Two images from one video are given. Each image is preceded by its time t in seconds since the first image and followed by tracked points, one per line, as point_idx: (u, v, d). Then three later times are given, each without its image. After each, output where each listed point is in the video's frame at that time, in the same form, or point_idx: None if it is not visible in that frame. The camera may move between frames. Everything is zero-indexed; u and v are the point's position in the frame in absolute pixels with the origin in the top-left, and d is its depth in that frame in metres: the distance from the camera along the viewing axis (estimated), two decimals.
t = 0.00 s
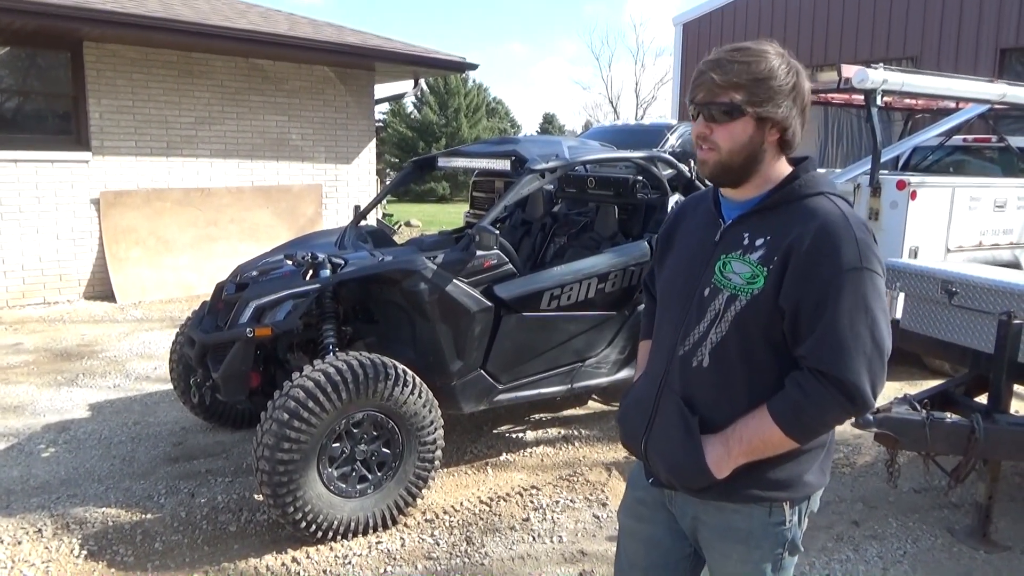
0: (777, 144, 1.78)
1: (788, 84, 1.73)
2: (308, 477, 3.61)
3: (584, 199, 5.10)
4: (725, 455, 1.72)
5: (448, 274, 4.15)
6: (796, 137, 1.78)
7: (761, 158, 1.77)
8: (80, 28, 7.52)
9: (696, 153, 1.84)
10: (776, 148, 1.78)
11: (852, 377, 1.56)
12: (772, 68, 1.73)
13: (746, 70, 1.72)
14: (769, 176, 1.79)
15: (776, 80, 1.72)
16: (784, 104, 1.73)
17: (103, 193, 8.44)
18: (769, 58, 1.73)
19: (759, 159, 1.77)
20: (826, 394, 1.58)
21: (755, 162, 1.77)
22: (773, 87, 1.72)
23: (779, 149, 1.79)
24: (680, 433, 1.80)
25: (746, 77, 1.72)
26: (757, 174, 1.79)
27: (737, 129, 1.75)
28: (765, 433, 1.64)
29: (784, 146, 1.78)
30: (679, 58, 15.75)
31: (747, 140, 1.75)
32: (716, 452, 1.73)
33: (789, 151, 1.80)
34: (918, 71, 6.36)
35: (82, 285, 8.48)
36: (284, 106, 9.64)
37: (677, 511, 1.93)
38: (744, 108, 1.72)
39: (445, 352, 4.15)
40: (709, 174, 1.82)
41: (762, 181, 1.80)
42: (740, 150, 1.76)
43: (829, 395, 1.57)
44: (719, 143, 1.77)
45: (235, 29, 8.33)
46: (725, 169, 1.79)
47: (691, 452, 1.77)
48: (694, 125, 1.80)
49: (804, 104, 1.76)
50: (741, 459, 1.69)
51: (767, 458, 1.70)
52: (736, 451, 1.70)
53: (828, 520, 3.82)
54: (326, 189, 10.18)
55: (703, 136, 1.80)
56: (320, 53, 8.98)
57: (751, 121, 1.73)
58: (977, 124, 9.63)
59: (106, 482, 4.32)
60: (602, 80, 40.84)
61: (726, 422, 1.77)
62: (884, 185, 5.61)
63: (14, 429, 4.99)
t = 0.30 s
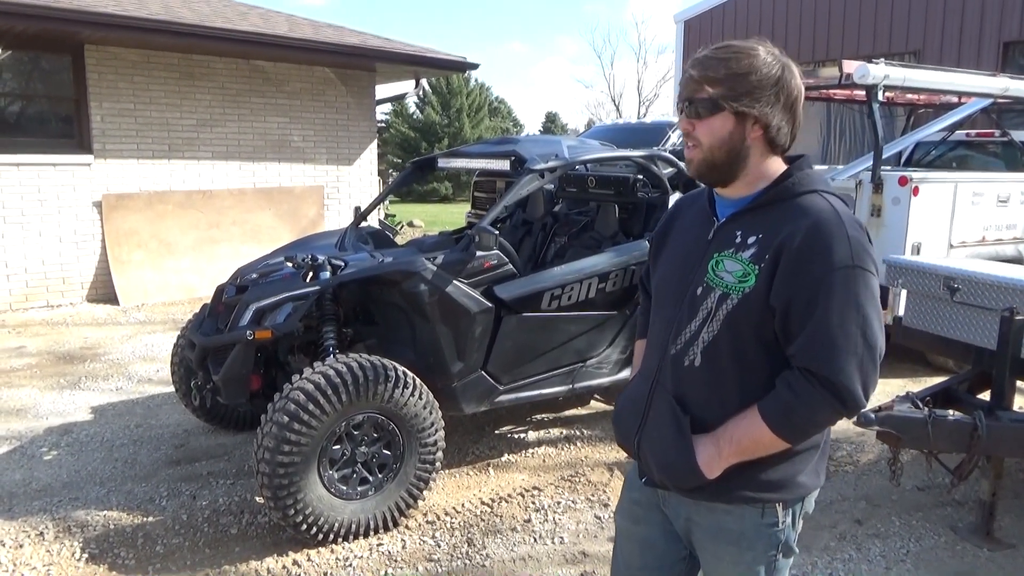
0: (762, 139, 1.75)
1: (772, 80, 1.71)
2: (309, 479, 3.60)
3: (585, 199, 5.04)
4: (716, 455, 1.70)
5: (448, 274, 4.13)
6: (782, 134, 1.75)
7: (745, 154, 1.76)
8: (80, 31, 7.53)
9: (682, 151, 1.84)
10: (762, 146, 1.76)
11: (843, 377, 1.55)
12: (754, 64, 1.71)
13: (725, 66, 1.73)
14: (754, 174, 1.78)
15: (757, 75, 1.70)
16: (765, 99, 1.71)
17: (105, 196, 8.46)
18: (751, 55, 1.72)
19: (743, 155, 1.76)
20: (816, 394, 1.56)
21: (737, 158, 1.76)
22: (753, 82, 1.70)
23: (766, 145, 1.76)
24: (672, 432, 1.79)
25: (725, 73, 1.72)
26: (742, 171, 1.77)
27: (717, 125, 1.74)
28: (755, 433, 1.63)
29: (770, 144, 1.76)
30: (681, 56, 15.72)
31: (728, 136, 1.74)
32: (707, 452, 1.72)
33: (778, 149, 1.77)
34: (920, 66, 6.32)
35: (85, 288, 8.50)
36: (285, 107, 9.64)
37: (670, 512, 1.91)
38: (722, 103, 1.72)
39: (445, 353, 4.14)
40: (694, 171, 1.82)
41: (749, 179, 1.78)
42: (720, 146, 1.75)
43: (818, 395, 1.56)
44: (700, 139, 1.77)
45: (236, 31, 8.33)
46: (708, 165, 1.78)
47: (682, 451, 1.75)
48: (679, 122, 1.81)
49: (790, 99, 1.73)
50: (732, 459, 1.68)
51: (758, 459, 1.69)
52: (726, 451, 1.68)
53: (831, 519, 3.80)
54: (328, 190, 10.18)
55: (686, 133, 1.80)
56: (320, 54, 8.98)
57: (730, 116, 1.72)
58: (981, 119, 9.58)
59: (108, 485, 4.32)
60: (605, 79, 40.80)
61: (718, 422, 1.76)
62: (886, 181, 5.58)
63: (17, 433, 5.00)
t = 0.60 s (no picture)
0: (755, 138, 1.73)
1: (763, 78, 1.69)
2: (315, 486, 3.60)
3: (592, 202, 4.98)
4: (711, 460, 1.68)
5: (453, 280, 4.13)
6: (777, 132, 1.72)
7: (738, 153, 1.74)
8: (88, 39, 7.57)
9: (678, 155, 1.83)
10: (756, 145, 1.74)
11: (838, 383, 1.53)
12: (744, 64, 1.70)
13: (715, 68, 1.72)
14: (751, 174, 1.75)
15: (746, 74, 1.69)
16: (756, 97, 1.69)
17: (114, 203, 8.49)
18: (742, 56, 1.72)
19: (736, 155, 1.74)
20: (810, 400, 1.55)
21: (730, 158, 1.74)
22: (742, 80, 1.69)
23: (761, 145, 1.74)
24: (667, 438, 1.77)
25: (716, 73, 1.72)
26: (737, 170, 1.75)
27: (708, 124, 1.73)
28: (751, 439, 1.61)
29: (765, 143, 1.73)
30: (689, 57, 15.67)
31: (719, 135, 1.73)
32: (702, 458, 1.70)
33: (773, 148, 1.74)
34: (927, 66, 6.27)
35: (95, 294, 8.55)
36: (292, 112, 9.67)
37: (669, 520, 1.90)
38: (712, 102, 1.71)
39: (451, 359, 4.14)
40: (690, 173, 1.81)
41: (746, 180, 1.76)
42: (713, 145, 1.74)
43: (813, 400, 1.54)
44: (694, 140, 1.76)
45: (243, 37, 8.36)
46: (703, 166, 1.77)
47: (677, 457, 1.74)
48: (673, 126, 1.81)
49: (784, 98, 1.71)
50: (727, 465, 1.66)
51: (753, 465, 1.67)
52: (722, 458, 1.67)
53: (841, 524, 3.76)
54: (335, 195, 10.20)
55: (681, 136, 1.80)
56: (327, 59, 9.00)
57: (721, 115, 1.71)
58: (991, 117, 9.49)
59: (117, 492, 4.33)
60: (613, 80, 40.74)
61: (713, 427, 1.74)
62: (895, 182, 5.54)
63: (27, 439, 5.03)
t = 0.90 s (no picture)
0: (776, 137, 1.70)
1: (783, 77, 1.67)
2: (338, 489, 3.61)
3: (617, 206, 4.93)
4: (727, 467, 1.67)
5: (476, 284, 4.12)
6: (797, 131, 1.70)
7: (759, 152, 1.71)
8: (121, 47, 7.70)
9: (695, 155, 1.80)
10: (776, 144, 1.71)
11: (856, 388, 1.51)
12: (764, 62, 1.68)
13: (735, 67, 1.69)
14: (772, 174, 1.73)
15: (767, 73, 1.66)
16: (778, 96, 1.66)
17: (147, 208, 8.66)
18: (762, 55, 1.69)
19: (757, 154, 1.71)
20: (828, 404, 1.52)
21: (751, 158, 1.72)
22: (764, 79, 1.66)
23: (782, 144, 1.72)
24: (682, 443, 1.76)
25: (736, 72, 1.68)
26: (757, 171, 1.73)
27: (729, 123, 1.70)
28: (767, 445, 1.59)
29: (786, 142, 1.71)
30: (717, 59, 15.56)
31: (741, 135, 1.70)
32: (718, 464, 1.69)
33: (793, 147, 1.72)
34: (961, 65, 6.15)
35: (128, 297, 8.68)
36: (320, 118, 9.75)
37: (686, 527, 1.88)
38: (733, 100, 1.68)
39: (475, 363, 4.13)
40: (710, 174, 1.78)
41: (766, 180, 1.74)
42: (734, 145, 1.71)
43: (831, 405, 1.52)
44: (714, 141, 1.73)
45: (272, 44, 8.44)
46: (723, 167, 1.74)
47: (692, 462, 1.72)
48: (691, 126, 1.77)
49: (803, 96, 1.69)
50: (743, 472, 1.64)
51: (770, 472, 1.65)
52: (737, 465, 1.65)
53: (872, 533, 3.68)
54: (363, 200, 10.27)
55: (699, 136, 1.76)
56: (355, 64, 9.07)
57: (743, 115, 1.68)
58: None
59: (145, 493, 4.38)
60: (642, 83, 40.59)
61: (730, 433, 1.72)
62: (928, 184, 5.44)
63: (59, 440, 5.11)
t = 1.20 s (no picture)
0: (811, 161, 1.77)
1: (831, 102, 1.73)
2: (355, 491, 3.62)
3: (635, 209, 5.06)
4: (737, 470, 1.67)
5: (493, 287, 4.12)
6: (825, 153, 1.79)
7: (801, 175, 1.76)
8: (145, 52, 7.80)
9: (733, 163, 1.77)
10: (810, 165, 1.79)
11: (865, 387, 1.51)
12: (820, 86, 1.72)
13: (801, 87, 1.69)
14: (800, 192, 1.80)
15: (824, 98, 1.71)
16: (829, 123, 1.72)
17: (168, 211, 8.74)
18: (816, 76, 1.72)
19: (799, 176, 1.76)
20: (836, 404, 1.53)
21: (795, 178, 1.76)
22: (823, 106, 1.71)
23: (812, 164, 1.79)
24: (692, 448, 1.77)
25: (807, 96, 1.69)
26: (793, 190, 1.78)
27: (790, 147, 1.71)
28: (777, 447, 1.60)
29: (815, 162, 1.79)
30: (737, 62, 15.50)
31: (795, 157, 1.73)
32: (728, 469, 1.69)
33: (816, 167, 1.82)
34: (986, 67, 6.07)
35: (149, 300, 8.76)
36: (340, 122, 9.81)
37: (700, 533, 1.88)
38: (800, 127, 1.70)
39: (492, 366, 4.13)
40: (746, 188, 1.77)
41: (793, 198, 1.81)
42: (788, 166, 1.73)
43: (839, 405, 1.53)
44: (768, 159, 1.73)
45: (293, 50, 8.43)
46: (770, 185, 1.75)
47: (703, 467, 1.73)
48: (742, 138, 1.74)
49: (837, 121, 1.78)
50: (754, 475, 1.65)
51: (781, 475, 1.66)
52: (748, 468, 1.65)
53: (893, 540, 3.64)
54: (381, 203, 10.31)
55: (749, 150, 1.74)
56: (374, 68, 9.12)
57: (802, 140, 1.71)
58: None
59: (165, 493, 4.42)
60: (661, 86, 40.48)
61: (739, 436, 1.73)
62: (951, 187, 5.37)
63: (81, 441, 5.17)
